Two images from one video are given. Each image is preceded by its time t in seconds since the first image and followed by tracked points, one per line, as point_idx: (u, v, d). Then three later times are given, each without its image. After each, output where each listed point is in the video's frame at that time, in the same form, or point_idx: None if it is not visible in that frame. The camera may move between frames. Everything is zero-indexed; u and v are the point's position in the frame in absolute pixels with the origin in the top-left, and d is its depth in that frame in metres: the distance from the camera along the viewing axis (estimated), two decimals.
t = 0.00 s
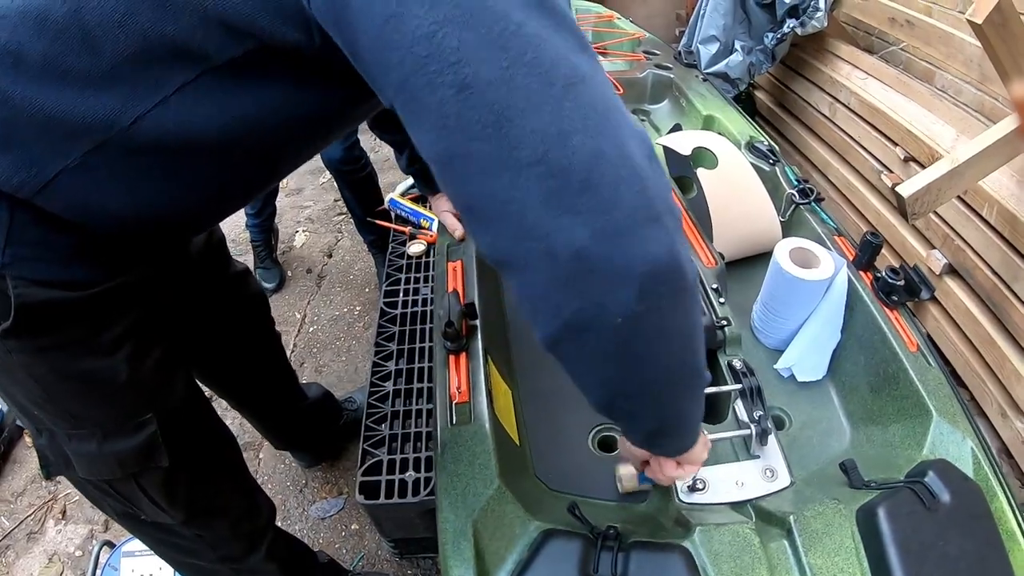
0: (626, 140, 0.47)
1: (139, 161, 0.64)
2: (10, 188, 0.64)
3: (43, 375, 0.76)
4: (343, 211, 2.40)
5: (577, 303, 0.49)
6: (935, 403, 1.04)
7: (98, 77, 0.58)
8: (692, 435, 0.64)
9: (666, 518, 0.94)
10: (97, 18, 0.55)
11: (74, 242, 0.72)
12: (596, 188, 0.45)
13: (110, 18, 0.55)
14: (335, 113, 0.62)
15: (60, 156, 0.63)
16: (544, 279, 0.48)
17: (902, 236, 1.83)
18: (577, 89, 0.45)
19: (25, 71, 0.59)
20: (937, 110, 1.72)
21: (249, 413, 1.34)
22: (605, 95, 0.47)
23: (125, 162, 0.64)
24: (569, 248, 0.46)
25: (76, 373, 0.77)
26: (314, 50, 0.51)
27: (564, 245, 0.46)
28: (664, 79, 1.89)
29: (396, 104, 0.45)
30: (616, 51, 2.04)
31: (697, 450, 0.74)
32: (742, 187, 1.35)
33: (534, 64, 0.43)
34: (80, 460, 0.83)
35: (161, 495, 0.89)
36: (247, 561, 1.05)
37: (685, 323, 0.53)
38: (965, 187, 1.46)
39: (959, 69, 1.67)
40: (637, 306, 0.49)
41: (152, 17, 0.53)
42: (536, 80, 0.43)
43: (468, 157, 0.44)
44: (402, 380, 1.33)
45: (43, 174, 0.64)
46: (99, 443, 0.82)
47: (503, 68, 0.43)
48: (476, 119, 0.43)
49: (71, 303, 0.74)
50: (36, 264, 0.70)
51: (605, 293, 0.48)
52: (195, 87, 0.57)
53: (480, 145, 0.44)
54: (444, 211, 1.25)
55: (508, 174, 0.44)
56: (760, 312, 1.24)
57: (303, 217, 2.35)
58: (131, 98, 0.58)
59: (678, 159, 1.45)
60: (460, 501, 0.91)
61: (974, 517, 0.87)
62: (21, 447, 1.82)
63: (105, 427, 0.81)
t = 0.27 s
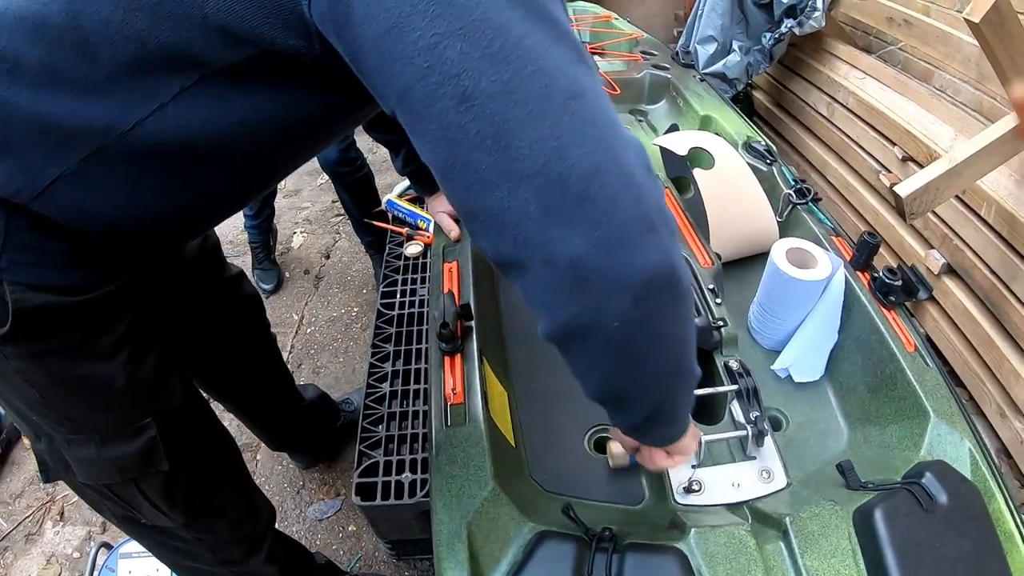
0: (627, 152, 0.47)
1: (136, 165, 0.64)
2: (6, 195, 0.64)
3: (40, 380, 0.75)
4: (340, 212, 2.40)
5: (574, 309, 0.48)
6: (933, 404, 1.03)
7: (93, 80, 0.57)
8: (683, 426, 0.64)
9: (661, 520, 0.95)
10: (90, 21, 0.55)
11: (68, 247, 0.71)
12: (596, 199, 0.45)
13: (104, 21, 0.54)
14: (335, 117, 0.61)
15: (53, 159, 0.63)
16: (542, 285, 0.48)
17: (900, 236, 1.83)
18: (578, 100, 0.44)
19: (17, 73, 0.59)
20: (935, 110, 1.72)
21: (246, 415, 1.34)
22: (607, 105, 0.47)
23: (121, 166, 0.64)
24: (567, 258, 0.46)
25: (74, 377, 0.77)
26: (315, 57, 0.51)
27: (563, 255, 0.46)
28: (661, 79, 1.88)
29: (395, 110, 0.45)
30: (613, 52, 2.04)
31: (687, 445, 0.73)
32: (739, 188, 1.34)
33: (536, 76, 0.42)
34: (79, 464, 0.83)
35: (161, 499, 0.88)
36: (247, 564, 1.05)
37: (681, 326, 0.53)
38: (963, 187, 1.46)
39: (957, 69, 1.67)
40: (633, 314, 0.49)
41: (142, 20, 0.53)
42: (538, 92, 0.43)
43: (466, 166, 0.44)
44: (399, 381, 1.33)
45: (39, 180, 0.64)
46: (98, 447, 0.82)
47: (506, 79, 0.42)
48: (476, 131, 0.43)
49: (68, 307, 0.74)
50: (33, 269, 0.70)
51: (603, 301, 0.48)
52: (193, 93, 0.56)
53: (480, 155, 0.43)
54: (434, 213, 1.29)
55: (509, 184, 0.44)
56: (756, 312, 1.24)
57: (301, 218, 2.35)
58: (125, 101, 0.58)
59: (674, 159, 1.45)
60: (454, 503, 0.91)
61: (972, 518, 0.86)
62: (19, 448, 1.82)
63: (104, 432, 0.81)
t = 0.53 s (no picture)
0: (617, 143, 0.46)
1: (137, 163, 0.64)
2: (9, 197, 0.65)
3: (42, 384, 0.75)
4: (340, 214, 2.40)
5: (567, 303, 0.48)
6: (933, 406, 1.03)
7: (93, 83, 0.57)
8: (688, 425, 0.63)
9: (659, 524, 0.94)
10: (89, 26, 0.55)
11: (68, 249, 0.72)
12: (588, 189, 0.44)
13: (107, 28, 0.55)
14: (337, 114, 0.60)
15: (53, 163, 0.63)
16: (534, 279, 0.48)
17: (900, 238, 1.83)
18: (568, 90, 0.44)
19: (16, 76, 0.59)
20: (935, 111, 1.72)
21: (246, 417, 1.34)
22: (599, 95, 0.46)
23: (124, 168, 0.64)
24: (559, 248, 0.45)
25: (75, 381, 0.76)
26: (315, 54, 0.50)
27: (554, 245, 0.45)
28: (660, 81, 1.88)
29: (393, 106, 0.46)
30: (612, 54, 2.04)
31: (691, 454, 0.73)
32: (739, 191, 1.34)
33: (526, 68, 0.42)
34: (83, 468, 0.83)
35: (167, 503, 0.88)
36: (250, 568, 1.05)
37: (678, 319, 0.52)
38: (963, 189, 1.46)
39: (957, 70, 1.66)
40: (628, 308, 0.48)
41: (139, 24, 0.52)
42: (528, 83, 0.42)
43: (463, 160, 0.44)
44: (398, 384, 1.33)
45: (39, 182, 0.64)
46: (102, 451, 0.82)
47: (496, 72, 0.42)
48: (469, 123, 0.43)
49: (69, 310, 0.73)
50: (35, 272, 0.70)
51: (596, 293, 0.48)
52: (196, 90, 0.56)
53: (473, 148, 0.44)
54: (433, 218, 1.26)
55: (501, 176, 0.44)
56: (756, 315, 1.24)
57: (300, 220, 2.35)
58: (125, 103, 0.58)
59: (673, 161, 1.45)
60: (452, 507, 0.90)
61: (971, 522, 0.86)
62: (19, 451, 1.82)
63: (106, 436, 0.81)
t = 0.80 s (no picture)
0: (604, 179, 0.47)
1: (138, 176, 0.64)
2: (9, 205, 0.65)
3: (41, 389, 0.75)
4: (342, 217, 2.40)
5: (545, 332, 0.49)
6: (934, 411, 1.03)
7: (93, 94, 0.57)
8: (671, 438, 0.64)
9: (661, 528, 0.94)
10: (91, 35, 0.55)
11: (70, 257, 0.72)
12: (569, 230, 0.45)
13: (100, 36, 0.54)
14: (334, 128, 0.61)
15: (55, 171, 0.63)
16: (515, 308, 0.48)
17: (902, 242, 1.83)
18: (559, 128, 0.44)
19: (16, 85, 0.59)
20: (937, 115, 1.72)
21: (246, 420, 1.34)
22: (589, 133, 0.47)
23: (125, 180, 0.64)
24: (539, 285, 0.46)
25: (73, 386, 0.76)
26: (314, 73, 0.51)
27: (536, 283, 0.46)
28: (662, 84, 1.88)
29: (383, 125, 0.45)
30: (615, 57, 2.04)
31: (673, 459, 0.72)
32: (741, 195, 1.34)
33: (515, 103, 0.43)
34: (81, 472, 0.83)
35: (163, 506, 0.88)
36: (250, 571, 1.06)
37: (654, 348, 0.54)
38: (964, 193, 1.46)
39: (959, 74, 1.66)
40: (605, 339, 0.50)
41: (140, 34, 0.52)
42: (519, 117, 0.43)
43: (447, 191, 0.45)
44: (400, 388, 1.33)
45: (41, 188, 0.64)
46: (99, 455, 0.82)
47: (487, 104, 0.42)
48: (456, 156, 0.43)
49: (70, 318, 0.74)
50: (34, 279, 0.70)
51: (574, 326, 0.49)
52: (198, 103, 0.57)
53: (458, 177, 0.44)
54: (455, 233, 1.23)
55: (486, 208, 0.44)
56: (758, 319, 1.24)
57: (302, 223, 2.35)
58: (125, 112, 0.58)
59: (675, 165, 1.45)
60: (455, 512, 0.90)
61: (973, 528, 0.86)
62: (21, 452, 1.82)
63: (104, 441, 0.81)
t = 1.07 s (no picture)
0: (565, 203, 0.46)
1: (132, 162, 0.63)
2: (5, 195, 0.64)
3: (34, 370, 0.75)
4: (344, 215, 2.40)
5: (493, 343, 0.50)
6: (934, 412, 1.04)
7: (96, 90, 0.57)
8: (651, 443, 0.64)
9: (663, 527, 0.95)
10: (101, 30, 0.55)
11: (67, 247, 0.72)
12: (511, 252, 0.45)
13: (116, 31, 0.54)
14: (323, 122, 0.61)
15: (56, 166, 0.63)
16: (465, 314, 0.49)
17: (903, 244, 1.83)
18: (516, 154, 0.44)
19: (18, 81, 0.59)
20: (937, 118, 1.72)
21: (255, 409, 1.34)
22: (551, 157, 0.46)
23: (119, 169, 0.63)
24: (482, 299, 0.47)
25: (65, 368, 0.76)
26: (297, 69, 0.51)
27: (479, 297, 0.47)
28: (665, 85, 1.88)
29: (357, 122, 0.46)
30: (617, 57, 2.04)
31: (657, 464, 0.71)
32: (743, 197, 1.35)
33: (465, 121, 0.42)
34: (73, 455, 0.83)
35: (151, 492, 0.87)
36: (243, 565, 1.04)
37: (621, 366, 0.54)
38: (965, 195, 1.46)
39: (960, 76, 1.66)
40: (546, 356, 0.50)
41: (142, 32, 0.53)
42: (475, 141, 0.43)
43: (402, 198, 0.45)
44: (401, 387, 1.32)
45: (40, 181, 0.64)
46: (90, 440, 0.82)
47: (443, 124, 0.42)
48: (405, 169, 0.44)
49: (65, 303, 0.74)
50: (33, 265, 0.71)
51: (517, 342, 0.49)
52: (192, 92, 0.56)
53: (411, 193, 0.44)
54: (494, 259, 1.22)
55: (436, 226, 0.45)
56: (759, 320, 1.24)
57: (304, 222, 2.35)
58: (126, 107, 0.58)
59: (678, 166, 1.45)
60: (457, 510, 0.90)
61: (974, 529, 0.86)
62: (20, 448, 1.82)
63: (95, 424, 0.81)
